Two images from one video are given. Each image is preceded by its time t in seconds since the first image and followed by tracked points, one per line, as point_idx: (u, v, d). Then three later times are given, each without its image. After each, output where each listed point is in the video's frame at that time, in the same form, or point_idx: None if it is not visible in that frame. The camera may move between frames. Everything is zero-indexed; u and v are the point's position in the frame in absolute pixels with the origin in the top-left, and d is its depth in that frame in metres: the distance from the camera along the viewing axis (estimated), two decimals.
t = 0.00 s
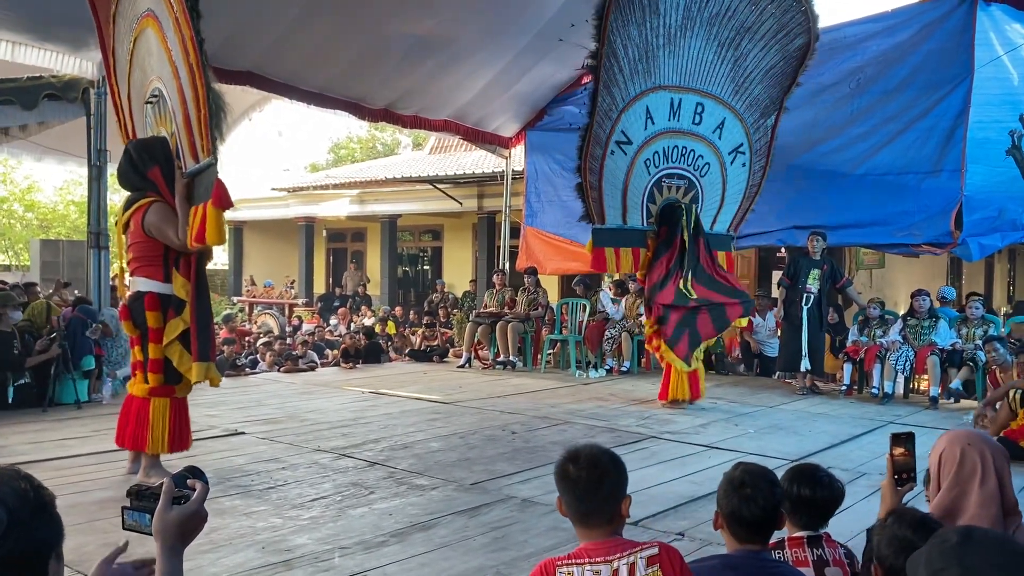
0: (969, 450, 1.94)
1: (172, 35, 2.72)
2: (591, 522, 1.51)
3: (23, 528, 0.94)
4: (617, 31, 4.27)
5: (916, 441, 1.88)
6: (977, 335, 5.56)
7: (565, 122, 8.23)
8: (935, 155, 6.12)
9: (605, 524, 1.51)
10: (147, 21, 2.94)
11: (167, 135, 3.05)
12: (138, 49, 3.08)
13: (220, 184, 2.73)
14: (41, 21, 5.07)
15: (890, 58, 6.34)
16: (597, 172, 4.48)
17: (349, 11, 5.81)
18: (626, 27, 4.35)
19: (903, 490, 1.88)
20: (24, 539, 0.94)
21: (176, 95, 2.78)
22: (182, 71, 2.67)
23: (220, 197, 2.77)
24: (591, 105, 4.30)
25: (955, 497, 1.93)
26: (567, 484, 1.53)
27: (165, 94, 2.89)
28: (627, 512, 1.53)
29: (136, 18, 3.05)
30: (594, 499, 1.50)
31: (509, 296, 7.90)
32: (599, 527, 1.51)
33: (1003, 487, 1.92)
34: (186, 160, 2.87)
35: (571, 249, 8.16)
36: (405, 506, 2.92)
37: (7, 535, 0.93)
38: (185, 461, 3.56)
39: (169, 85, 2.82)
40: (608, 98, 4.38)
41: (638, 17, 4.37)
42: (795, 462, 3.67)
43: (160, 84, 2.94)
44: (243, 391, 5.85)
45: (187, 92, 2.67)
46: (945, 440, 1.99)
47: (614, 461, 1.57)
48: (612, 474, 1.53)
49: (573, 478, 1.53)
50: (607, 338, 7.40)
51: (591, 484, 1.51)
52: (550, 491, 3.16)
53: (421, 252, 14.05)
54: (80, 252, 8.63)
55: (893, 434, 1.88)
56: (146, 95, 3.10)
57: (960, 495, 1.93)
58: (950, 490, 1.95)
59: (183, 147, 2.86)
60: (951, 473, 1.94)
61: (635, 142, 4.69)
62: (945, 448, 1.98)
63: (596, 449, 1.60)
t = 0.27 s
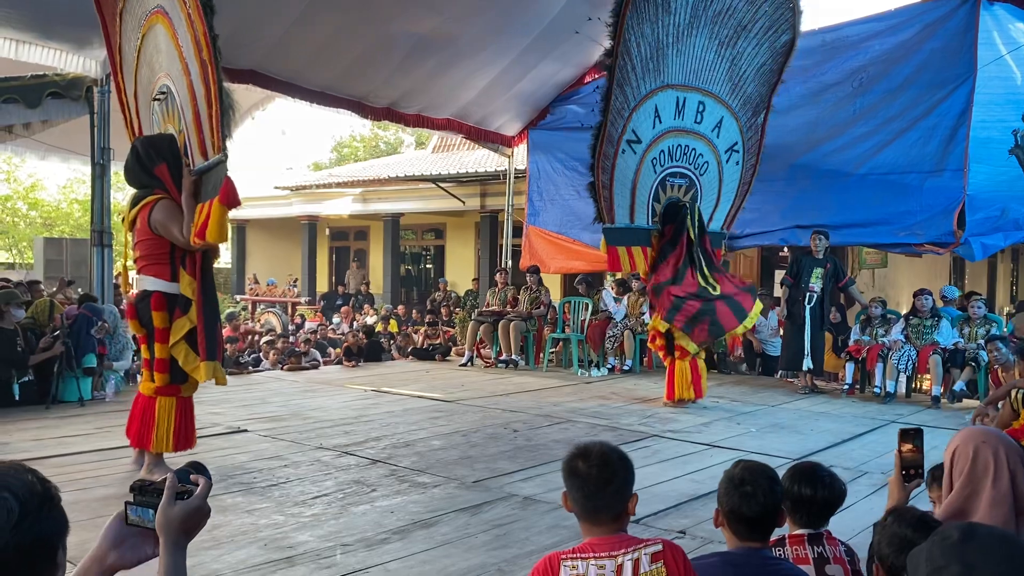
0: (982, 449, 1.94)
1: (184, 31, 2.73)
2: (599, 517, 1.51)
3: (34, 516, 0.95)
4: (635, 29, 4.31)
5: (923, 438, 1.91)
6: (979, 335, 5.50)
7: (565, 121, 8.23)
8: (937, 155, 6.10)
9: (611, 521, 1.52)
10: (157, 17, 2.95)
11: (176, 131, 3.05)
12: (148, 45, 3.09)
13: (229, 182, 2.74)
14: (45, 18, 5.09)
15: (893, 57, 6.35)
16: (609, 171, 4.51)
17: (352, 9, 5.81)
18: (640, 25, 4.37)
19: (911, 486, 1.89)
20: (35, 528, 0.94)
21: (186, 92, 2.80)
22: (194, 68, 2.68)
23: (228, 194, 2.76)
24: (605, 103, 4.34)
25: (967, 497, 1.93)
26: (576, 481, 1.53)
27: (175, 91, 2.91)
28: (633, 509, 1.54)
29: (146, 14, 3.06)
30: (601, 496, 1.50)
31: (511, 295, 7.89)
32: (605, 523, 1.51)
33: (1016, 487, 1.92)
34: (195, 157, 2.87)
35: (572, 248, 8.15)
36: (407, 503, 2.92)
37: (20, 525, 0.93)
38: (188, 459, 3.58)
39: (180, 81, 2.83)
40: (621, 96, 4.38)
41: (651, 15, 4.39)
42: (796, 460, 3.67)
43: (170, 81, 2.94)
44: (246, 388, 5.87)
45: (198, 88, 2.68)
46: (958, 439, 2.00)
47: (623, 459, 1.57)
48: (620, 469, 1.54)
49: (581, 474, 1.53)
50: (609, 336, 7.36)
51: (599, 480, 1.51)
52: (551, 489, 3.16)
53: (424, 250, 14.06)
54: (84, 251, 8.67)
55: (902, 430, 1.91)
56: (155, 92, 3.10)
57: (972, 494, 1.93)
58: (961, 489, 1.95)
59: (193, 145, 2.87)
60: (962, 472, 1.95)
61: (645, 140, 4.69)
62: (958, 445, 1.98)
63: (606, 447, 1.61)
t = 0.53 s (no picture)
0: (1004, 446, 1.75)
1: (195, 30, 2.79)
2: (609, 513, 1.51)
3: (31, 510, 0.94)
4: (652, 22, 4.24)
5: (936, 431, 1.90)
6: (984, 333, 5.47)
7: (569, 119, 8.20)
8: (942, 153, 6.08)
9: (623, 517, 1.51)
10: (167, 14, 3.00)
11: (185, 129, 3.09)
12: (156, 41, 3.14)
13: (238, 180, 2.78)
14: (47, 16, 5.09)
15: (896, 55, 6.33)
16: (628, 167, 4.34)
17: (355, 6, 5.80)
18: (661, 20, 4.33)
19: (925, 480, 1.90)
20: (34, 522, 0.94)
21: (197, 90, 2.85)
22: (206, 67, 2.75)
23: (237, 193, 2.79)
24: (628, 97, 4.21)
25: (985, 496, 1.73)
26: (591, 475, 1.53)
27: (184, 88, 2.96)
28: (644, 508, 1.54)
29: (155, 10, 3.11)
30: (614, 490, 1.50)
31: (515, 293, 7.89)
32: (617, 518, 1.51)
33: None
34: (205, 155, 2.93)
35: (574, 246, 8.09)
36: (410, 500, 2.92)
37: (15, 518, 0.93)
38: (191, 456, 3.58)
39: (190, 78, 2.89)
40: (638, 90, 4.26)
41: (672, 10, 4.36)
42: (800, 458, 3.67)
43: (178, 78, 3.00)
44: (250, 386, 5.88)
45: (210, 88, 2.75)
46: (980, 436, 1.81)
47: (636, 456, 1.57)
48: (634, 465, 1.54)
49: (596, 468, 1.52)
50: (612, 333, 7.38)
51: (613, 475, 1.51)
52: (554, 486, 3.16)
53: (427, 249, 14.06)
54: (88, 249, 8.68)
55: (914, 422, 1.91)
56: (163, 88, 3.15)
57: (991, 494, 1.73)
58: (981, 488, 1.75)
59: (203, 143, 2.93)
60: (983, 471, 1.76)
61: (658, 136, 4.56)
62: (979, 443, 1.79)
63: (621, 443, 1.61)
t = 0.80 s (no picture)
0: (1007, 447, 1.74)
1: (201, 30, 2.82)
2: (613, 509, 1.52)
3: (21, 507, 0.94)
4: (676, 18, 4.29)
5: (942, 426, 1.89)
6: (988, 331, 5.48)
7: (571, 116, 8.18)
8: (946, 150, 6.06)
9: (629, 515, 1.52)
10: (174, 14, 3.04)
11: (192, 128, 3.13)
12: (164, 40, 3.17)
13: (249, 182, 2.84)
14: (50, 14, 5.10)
15: (900, 52, 6.30)
16: (641, 162, 4.34)
17: (357, 5, 5.80)
18: (676, 16, 4.31)
19: (929, 475, 1.89)
20: (27, 518, 0.94)
21: (203, 89, 2.89)
22: (211, 66, 2.79)
23: (247, 193, 2.82)
24: (646, 92, 4.22)
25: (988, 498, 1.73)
26: (598, 471, 1.54)
27: (190, 87, 2.99)
28: (651, 505, 1.54)
29: (163, 9, 3.15)
30: (621, 488, 1.51)
31: (518, 291, 7.91)
32: (623, 515, 1.51)
33: None
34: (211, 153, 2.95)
35: (578, 244, 8.12)
36: (411, 498, 2.92)
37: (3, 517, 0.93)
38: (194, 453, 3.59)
39: (196, 78, 2.92)
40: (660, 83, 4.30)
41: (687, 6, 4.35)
42: (803, 456, 3.66)
43: (185, 77, 3.03)
44: (253, 383, 5.89)
45: (216, 88, 2.79)
46: (983, 436, 1.80)
47: (642, 454, 1.57)
48: (642, 464, 1.54)
49: (603, 465, 1.53)
50: (615, 331, 7.37)
51: (620, 472, 1.51)
52: (556, 484, 3.16)
53: (430, 247, 14.07)
54: (92, 247, 8.71)
55: (921, 418, 1.89)
56: (170, 87, 3.18)
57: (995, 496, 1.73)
58: (985, 489, 1.75)
59: (209, 142, 2.96)
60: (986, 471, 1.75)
61: (668, 132, 4.54)
62: (982, 444, 1.78)
63: (630, 440, 1.61)
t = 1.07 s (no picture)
0: (984, 445, 1.80)
1: (202, 27, 2.83)
2: (615, 506, 1.51)
3: (12, 505, 0.94)
4: (687, 16, 4.26)
5: (940, 423, 1.89)
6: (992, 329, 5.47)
7: (574, 114, 8.16)
8: (950, 147, 6.04)
9: (629, 513, 1.51)
10: (178, 13, 3.06)
11: (196, 126, 3.14)
12: (170, 39, 3.19)
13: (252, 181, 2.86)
14: (51, 12, 5.11)
15: (904, 49, 6.28)
16: (652, 159, 4.32)
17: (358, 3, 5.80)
18: (689, 13, 4.31)
19: (928, 471, 1.88)
20: (20, 516, 0.94)
21: (204, 87, 2.89)
22: (211, 65, 2.80)
23: (250, 193, 2.86)
24: (657, 90, 4.18)
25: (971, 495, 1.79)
26: (598, 468, 1.54)
27: (194, 86, 3.00)
28: (652, 503, 1.54)
29: (168, 7, 3.17)
30: (621, 486, 1.50)
31: (520, 289, 7.93)
32: (623, 513, 1.51)
33: None
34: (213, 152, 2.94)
35: (579, 241, 8.11)
36: (412, 495, 2.92)
37: None
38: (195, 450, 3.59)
39: (198, 76, 2.93)
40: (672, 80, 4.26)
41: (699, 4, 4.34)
42: (805, 454, 3.65)
43: (189, 76, 3.05)
44: (255, 381, 5.89)
45: (216, 86, 2.79)
46: (961, 435, 1.85)
47: (644, 452, 1.57)
48: (643, 462, 1.54)
49: (603, 462, 1.53)
50: (618, 330, 7.34)
51: (621, 470, 1.51)
52: (557, 481, 3.16)
53: (434, 245, 14.08)
54: (95, 245, 8.72)
55: (919, 414, 1.89)
56: (176, 86, 3.20)
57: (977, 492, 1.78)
58: (968, 488, 1.80)
59: (212, 142, 2.95)
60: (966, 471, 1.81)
61: (676, 129, 4.53)
62: (960, 443, 1.84)
63: (631, 438, 1.61)
